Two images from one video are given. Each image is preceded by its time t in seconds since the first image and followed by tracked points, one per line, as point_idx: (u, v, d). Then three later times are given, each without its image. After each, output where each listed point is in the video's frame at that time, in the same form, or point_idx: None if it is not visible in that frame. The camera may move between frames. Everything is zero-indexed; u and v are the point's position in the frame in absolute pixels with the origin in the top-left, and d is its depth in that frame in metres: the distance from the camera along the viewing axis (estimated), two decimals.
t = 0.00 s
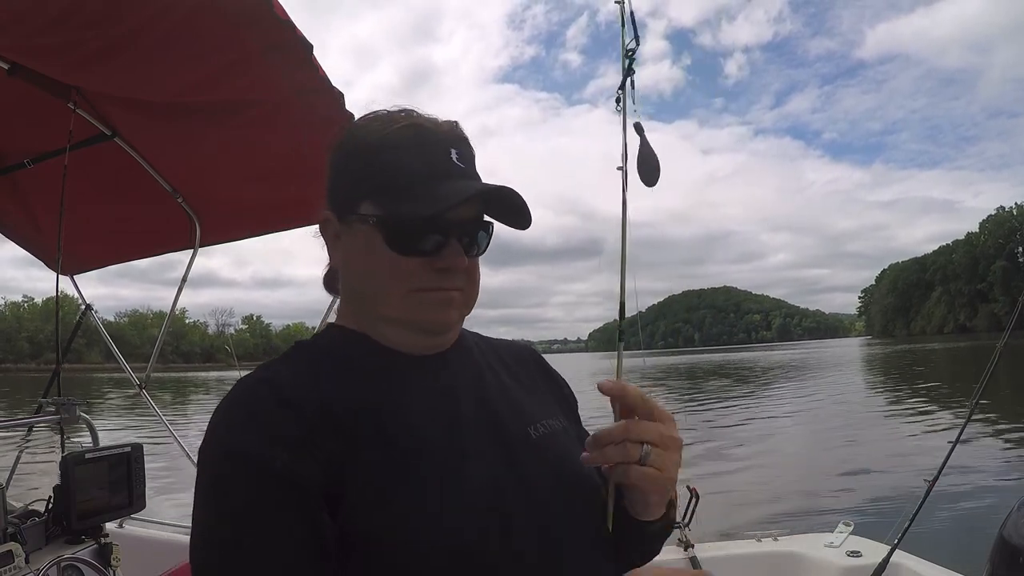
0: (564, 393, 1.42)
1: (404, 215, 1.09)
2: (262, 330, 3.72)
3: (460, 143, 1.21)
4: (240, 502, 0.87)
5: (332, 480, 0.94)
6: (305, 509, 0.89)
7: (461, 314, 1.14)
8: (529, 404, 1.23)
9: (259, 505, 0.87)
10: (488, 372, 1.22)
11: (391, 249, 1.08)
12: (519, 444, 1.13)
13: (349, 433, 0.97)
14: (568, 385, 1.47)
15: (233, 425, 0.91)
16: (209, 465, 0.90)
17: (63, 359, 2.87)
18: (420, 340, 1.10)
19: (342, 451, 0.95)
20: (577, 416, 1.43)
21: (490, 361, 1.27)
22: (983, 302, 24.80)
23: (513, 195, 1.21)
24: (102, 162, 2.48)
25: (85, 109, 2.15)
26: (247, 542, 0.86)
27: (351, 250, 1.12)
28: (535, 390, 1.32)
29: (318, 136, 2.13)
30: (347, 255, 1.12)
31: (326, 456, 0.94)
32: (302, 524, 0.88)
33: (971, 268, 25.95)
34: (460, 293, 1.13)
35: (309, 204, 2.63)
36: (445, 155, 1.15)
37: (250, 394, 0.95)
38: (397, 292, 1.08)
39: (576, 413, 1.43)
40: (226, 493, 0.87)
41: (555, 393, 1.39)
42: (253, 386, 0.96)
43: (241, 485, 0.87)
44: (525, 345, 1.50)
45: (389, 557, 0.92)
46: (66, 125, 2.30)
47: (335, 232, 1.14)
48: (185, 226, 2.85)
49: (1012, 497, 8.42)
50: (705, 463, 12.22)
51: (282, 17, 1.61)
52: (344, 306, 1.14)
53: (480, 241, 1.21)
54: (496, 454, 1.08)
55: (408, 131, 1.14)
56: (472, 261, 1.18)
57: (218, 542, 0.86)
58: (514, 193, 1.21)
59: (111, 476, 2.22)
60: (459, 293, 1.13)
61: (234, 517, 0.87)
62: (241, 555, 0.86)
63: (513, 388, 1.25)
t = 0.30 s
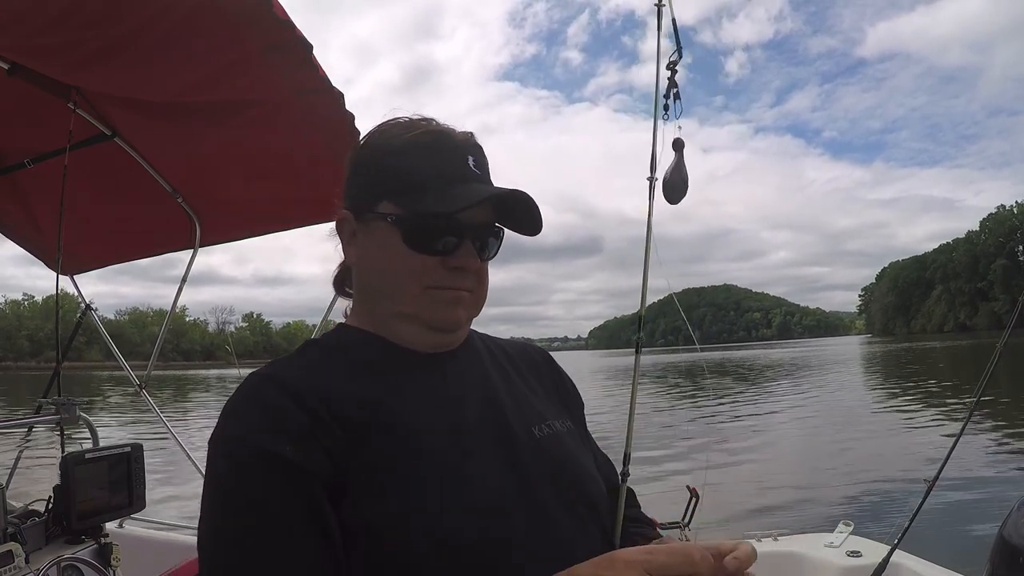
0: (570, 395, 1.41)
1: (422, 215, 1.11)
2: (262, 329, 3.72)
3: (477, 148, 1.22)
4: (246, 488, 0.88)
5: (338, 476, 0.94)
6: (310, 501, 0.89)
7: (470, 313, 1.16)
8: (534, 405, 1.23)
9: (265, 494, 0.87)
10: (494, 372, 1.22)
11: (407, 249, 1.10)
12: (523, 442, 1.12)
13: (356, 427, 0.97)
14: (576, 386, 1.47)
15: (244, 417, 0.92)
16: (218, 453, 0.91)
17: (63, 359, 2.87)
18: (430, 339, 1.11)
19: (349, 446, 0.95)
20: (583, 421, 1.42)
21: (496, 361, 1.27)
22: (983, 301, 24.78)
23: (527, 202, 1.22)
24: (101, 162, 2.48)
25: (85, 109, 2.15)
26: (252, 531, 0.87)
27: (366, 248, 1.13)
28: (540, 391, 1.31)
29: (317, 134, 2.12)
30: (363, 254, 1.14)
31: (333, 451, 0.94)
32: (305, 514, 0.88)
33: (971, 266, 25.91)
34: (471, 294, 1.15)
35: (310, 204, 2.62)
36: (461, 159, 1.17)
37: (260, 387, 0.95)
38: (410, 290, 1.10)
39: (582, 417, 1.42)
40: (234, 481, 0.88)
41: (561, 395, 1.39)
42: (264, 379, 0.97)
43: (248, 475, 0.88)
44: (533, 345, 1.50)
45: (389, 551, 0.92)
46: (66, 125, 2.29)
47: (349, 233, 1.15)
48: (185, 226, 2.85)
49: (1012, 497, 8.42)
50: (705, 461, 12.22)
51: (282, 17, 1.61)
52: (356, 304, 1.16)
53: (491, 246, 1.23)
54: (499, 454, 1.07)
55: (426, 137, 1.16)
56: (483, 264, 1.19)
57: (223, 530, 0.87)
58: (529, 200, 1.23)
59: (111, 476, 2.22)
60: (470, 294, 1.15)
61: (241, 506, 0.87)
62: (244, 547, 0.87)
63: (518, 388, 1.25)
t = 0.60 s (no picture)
0: (576, 396, 1.41)
1: (423, 214, 1.11)
2: (262, 328, 3.71)
3: (474, 148, 1.22)
4: (251, 480, 0.89)
5: (340, 471, 0.94)
6: (311, 496, 0.90)
7: (473, 309, 1.16)
8: (538, 405, 1.23)
9: (268, 486, 0.89)
10: (499, 371, 1.22)
11: (409, 247, 1.10)
12: (525, 442, 1.12)
13: (359, 424, 0.97)
14: (582, 387, 1.47)
15: (251, 411, 0.93)
16: (225, 446, 0.92)
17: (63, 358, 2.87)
18: (433, 335, 1.12)
19: (352, 442, 0.96)
20: (587, 422, 1.42)
21: (500, 359, 1.27)
22: (983, 300, 24.77)
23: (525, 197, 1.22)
24: (101, 162, 2.48)
25: (85, 109, 2.15)
26: (256, 521, 0.89)
27: (369, 250, 1.14)
28: (544, 391, 1.31)
29: (317, 134, 2.11)
30: (367, 255, 1.14)
31: (336, 447, 0.94)
32: (306, 508, 0.89)
33: (971, 266, 25.90)
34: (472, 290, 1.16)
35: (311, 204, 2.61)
36: (458, 158, 1.17)
37: (265, 381, 0.96)
38: (413, 288, 1.10)
39: (586, 418, 1.42)
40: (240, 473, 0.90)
41: (565, 396, 1.39)
42: (270, 374, 0.97)
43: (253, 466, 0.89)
44: (540, 345, 1.50)
45: (387, 547, 0.92)
46: (66, 125, 2.29)
47: (354, 235, 1.16)
48: (185, 226, 2.85)
49: (1011, 497, 8.41)
50: (705, 461, 12.21)
51: (282, 17, 1.61)
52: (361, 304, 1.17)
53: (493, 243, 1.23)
54: (500, 454, 1.07)
55: (426, 140, 1.17)
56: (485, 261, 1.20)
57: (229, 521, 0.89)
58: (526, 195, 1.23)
59: (111, 476, 2.22)
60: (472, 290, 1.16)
61: (246, 497, 0.89)
62: (245, 539, 0.88)
63: (522, 387, 1.24)
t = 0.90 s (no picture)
0: (580, 394, 1.40)
1: (416, 196, 1.15)
2: (262, 329, 3.71)
3: (453, 132, 1.28)
4: (251, 478, 0.90)
5: (340, 469, 0.94)
6: (309, 494, 0.90)
7: (477, 283, 1.17)
8: (540, 404, 1.22)
9: (268, 485, 0.90)
10: (501, 370, 1.21)
11: (406, 226, 1.13)
12: (526, 443, 1.11)
13: (360, 423, 0.97)
14: (587, 385, 1.46)
15: (252, 409, 0.93)
16: (226, 445, 0.92)
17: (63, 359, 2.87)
18: (437, 312, 1.13)
19: (352, 441, 0.96)
20: (592, 421, 1.41)
21: (504, 358, 1.27)
22: (984, 301, 24.75)
23: (516, 166, 1.25)
24: (102, 162, 2.48)
25: (85, 109, 2.15)
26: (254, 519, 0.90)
27: (369, 243, 1.18)
28: (548, 391, 1.30)
29: (317, 133, 2.11)
30: (369, 249, 1.18)
31: (336, 447, 0.94)
32: (304, 507, 0.90)
33: (971, 266, 25.88)
34: (475, 263, 1.18)
35: (311, 203, 2.61)
36: (438, 137, 1.23)
37: (266, 380, 0.96)
38: (413, 264, 1.13)
39: (591, 418, 1.41)
40: (241, 471, 0.90)
41: (569, 396, 1.38)
42: (272, 371, 0.97)
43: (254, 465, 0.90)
44: (545, 344, 1.50)
45: (384, 548, 0.92)
46: (66, 125, 2.29)
47: (353, 239, 1.20)
48: (185, 226, 2.85)
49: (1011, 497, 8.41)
50: (705, 462, 12.20)
51: (282, 18, 1.61)
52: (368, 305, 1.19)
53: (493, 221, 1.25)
54: (500, 452, 1.07)
55: (413, 129, 1.21)
56: (487, 236, 1.21)
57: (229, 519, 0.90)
58: (517, 166, 1.25)
59: (111, 476, 2.22)
60: (474, 262, 1.18)
61: (246, 495, 0.90)
62: (246, 538, 0.89)
63: (525, 386, 1.24)
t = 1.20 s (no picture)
0: (581, 394, 1.40)
1: (414, 190, 1.16)
2: (262, 329, 3.71)
3: (451, 127, 1.28)
4: (246, 478, 0.90)
5: (336, 469, 0.94)
6: (305, 493, 0.91)
7: (479, 277, 1.18)
8: (541, 404, 1.22)
9: (264, 484, 0.90)
10: (502, 370, 1.21)
11: (406, 220, 1.14)
12: (528, 444, 1.10)
13: (358, 423, 0.97)
14: (590, 386, 1.46)
15: (249, 408, 0.93)
16: (223, 445, 0.93)
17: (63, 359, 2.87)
18: (437, 308, 1.13)
19: (350, 441, 0.96)
20: (594, 424, 1.41)
21: (506, 358, 1.27)
22: (984, 301, 24.76)
23: (514, 159, 1.26)
24: (102, 163, 2.48)
25: (85, 109, 2.15)
26: (245, 518, 0.90)
27: (370, 241, 1.18)
28: (550, 392, 1.30)
29: (318, 132, 2.11)
30: (370, 246, 1.18)
31: (334, 448, 0.94)
32: (299, 504, 0.90)
33: (971, 266, 25.89)
34: (476, 257, 1.18)
35: (311, 203, 2.61)
36: (438, 131, 1.23)
37: (264, 380, 0.96)
38: (413, 261, 1.13)
39: (594, 420, 1.40)
40: (236, 470, 0.90)
41: (572, 397, 1.38)
42: (271, 370, 0.98)
43: (251, 462, 0.90)
44: (548, 344, 1.49)
45: (379, 548, 0.92)
46: (66, 125, 2.29)
47: (354, 239, 1.22)
48: (185, 226, 2.85)
49: (1011, 497, 8.41)
50: (706, 462, 12.20)
51: (282, 17, 1.61)
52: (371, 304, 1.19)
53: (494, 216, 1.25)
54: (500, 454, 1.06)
55: (411, 125, 1.22)
56: (488, 231, 1.22)
57: (225, 519, 0.90)
58: (515, 157, 1.26)
59: (111, 476, 2.22)
60: (476, 257, 1.18)
61: (241, 495, 0.90)
62: (241, 538, 0.89)
63: (526, 386, 1.23)
